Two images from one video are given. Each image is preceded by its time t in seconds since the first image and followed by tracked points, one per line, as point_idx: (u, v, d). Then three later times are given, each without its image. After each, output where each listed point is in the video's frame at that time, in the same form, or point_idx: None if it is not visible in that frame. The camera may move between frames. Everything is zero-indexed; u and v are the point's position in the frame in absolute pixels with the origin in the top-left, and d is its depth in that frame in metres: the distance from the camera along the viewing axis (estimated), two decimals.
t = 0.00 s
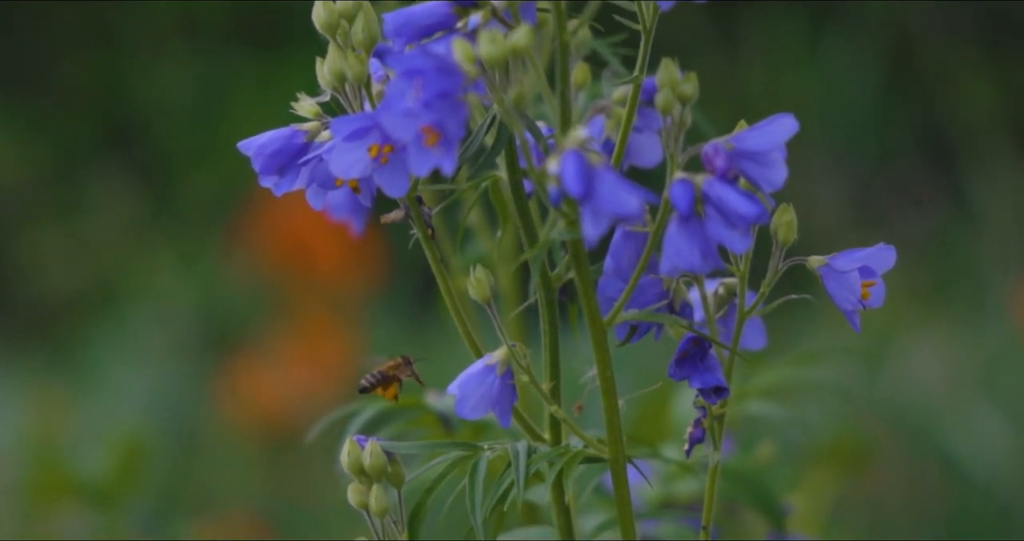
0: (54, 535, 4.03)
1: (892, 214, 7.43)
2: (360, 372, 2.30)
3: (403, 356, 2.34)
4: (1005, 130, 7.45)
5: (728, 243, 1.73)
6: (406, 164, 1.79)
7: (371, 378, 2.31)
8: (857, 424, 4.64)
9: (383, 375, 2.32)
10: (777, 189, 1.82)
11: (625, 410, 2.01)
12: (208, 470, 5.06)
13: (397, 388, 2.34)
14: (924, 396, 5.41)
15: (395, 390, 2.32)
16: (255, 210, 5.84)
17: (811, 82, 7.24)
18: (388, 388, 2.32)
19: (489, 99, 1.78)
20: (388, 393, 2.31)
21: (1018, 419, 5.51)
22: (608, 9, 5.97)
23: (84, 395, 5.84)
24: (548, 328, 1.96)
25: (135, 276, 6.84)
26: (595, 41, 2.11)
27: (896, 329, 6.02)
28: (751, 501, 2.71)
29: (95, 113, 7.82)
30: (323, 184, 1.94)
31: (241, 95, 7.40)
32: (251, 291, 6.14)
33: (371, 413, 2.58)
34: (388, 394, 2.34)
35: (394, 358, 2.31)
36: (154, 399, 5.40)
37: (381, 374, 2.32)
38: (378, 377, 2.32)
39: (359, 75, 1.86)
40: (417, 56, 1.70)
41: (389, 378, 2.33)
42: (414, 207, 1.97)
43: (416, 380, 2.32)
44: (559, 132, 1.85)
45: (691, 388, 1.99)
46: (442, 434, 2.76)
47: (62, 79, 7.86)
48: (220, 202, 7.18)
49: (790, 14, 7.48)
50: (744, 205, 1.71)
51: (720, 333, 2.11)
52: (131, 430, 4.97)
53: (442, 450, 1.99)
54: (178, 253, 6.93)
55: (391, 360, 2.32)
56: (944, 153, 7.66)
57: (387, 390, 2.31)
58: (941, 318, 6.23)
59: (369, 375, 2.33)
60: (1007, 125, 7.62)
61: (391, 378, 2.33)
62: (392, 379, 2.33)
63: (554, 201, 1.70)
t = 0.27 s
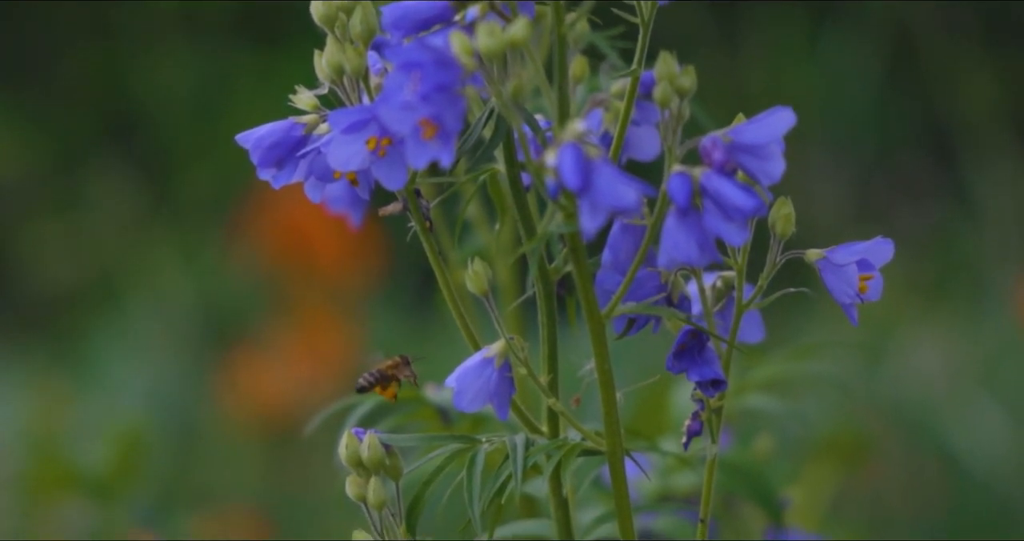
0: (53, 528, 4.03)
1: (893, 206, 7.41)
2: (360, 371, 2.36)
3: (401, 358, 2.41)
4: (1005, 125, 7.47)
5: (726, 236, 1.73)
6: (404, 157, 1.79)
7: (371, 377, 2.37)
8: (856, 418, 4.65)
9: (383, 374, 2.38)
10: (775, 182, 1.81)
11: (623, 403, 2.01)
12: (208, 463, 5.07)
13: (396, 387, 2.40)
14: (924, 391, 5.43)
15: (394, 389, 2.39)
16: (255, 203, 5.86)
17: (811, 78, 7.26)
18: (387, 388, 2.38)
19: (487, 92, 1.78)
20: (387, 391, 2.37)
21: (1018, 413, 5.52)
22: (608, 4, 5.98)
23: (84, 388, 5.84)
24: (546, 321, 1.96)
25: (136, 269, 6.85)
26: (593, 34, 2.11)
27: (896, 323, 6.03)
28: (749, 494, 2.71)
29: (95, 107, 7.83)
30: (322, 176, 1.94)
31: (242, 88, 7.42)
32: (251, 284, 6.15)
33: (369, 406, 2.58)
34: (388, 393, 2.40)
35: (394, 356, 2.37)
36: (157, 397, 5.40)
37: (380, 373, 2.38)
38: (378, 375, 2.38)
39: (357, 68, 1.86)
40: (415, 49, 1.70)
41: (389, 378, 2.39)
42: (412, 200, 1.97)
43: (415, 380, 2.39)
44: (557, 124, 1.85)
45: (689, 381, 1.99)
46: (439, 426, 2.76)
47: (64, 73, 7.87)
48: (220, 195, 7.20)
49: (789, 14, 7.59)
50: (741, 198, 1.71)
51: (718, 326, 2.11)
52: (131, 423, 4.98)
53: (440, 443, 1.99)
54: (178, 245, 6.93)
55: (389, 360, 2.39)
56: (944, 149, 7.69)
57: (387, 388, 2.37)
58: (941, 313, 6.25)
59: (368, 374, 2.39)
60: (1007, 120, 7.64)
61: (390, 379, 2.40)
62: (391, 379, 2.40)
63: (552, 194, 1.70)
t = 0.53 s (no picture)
0: (53, 521, 4.02)
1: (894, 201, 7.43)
2: (365, 373, 2.34)
3: (406, 361, 2.40)
4: (1007, 121, 7.47)
5: (725, 230, 1.72)
6: (403, 151, 1.79)
7: (376, 379, 2.36)
8: (858, 414, 4.65)
9: (388, 376, 2.36)
10: (774, 175, 1.81)
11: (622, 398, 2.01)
12: (209, 456, 5.07)
13: (400, 389, 2.39)
14: (926, 388, 5.43)
15: (399, 392, 2.37)
16: (257, 199, 5.86)
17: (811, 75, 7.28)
18: (393, 390, 2.36)
19: (486, 86, 1.78)
20: (393, 394, 2.36)
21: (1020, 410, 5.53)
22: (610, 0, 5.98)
23: (85, 383, 5.84)
24: (545, 316, 1.96)
25: (137, 264, 6.85)
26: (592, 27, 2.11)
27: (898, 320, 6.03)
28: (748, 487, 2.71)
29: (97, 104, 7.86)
30: (322, 170, 1.94)
31: (244, 84, 7.43)
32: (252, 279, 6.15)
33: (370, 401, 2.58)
34: (394, 395, 2.38)
35: (399, 358, 2.36)
36: (158, 396, 5.39)
37: (385, 375, 2.37)
38: (383, 378, 2.36)
39: (356, 62, 1.86)
40: (414, 43, 1.70)
41: (393, 380, 2.37)
42: (411, 194, 1.96)
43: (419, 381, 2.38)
44: (556, 119, 1.85)
45: (688, 375, 1.99)
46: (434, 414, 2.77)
47: (66, 70, 7.89)
48: (221, 190, 7.20)
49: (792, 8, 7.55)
50: (740, 192, 1.71)
51: (717, 320, 2.11)
52: (131, 418, 4.98)
53: (439, 437, 1.99)
54: (179, 240, 6.93)
55: (394, 363, 2.37)
56: (946, 145, 7.70)
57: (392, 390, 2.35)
58: (943, 309, 6.25)
59: (373, 376, 2.37)
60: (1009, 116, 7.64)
61: (395, 381, 2.38)
62: (395, 382, 2.38)
63: (551, 188, 1.70)
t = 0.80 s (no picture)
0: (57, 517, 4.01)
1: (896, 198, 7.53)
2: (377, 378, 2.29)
3: (418, 363, 2.35)
4: (1011, 115, 7.47)
5: (725, 224, 1.72)
6: (404, 145, 1.79)
7: (386, 384, 2.30)
8: (860, 408, 4.65)
9: (398, 380, 2.31)
10: (775, 170, 1.82)
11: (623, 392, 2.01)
12: (212, 448, 5.07)
13: (412, 393, 2.33)
14: (930, 383, 5.44)
15: (411, 396, 2.31)
16: (260, 194, 5.86)
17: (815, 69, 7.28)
18: (405, 394, 2.31)
19: (487, 80, 1.78)
20: (404, 398, 2.30)
21: None
22: None
23: (89, 378, 5.85)
24: (546, 309, 1.97)
25: (141, 259, 6.85)
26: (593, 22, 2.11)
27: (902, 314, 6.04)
28: (750, 482, 2.72)
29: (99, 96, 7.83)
30: (323, 164, 1.94)
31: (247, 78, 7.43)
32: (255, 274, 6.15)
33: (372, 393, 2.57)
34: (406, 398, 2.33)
35: (410, 361, 2.30)
36: (161, 389, 5.39)
37: (397, 377, 2.31)
38: (394, 382, 2.30)
39: (357, 56, 1.86)
40: (415, 36, 1.70)
41: (405, 383, 2.32)
42: (413, 188, 1.97)
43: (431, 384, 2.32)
44: (557, 113, 1.85)
45: (689, 369, 1.99)
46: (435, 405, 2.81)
47: (67, 63, 7.85)
48: (224, 185, 7.20)
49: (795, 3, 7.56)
50: (741, 186, 1.71)
51: (718, 314, 2.11)
52: (133, 412, 4.98)
53: (439, 432, 1.99)
54: (182, 236, 6.93)
55: (406, 365, 2.32)
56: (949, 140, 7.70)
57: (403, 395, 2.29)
58: (947, 303, 6.25)
59: (384, 379, 2.31)
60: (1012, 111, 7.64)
61: (407, 384, 2.33)
62: (408, 386, 2.33)
63: (552, 181, 1.70)
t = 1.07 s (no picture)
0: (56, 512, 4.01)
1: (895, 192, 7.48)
2: (379, 376, 2.26)
3: (419, 361, 2.32)
4: (1010, 112, 7.47)
5: (723, 218, 1.72)
6: (402, 140, 1.79)
7: (389, 382, 2.27)
8: (858, 404, 4.65)
9: (401, 379, 2.28)
10: (772, 164, 1.82)
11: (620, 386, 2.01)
12: (212, 447, 5.07)
13: (413, 391, 2.30)
14: (930, 379, 5.44)
15: (414, 395, 2.28)
16: (260, 190, 5.86)
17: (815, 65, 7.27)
18: (407, 394, 2.28)
19: (484, 74, 1.78)
20: (407, 397, 2.27)
21: None
22: None
23: (88, 374, 5.85)
24: (543, 304, 1.97)
25: (140, 255, 6.85)
26: (591, 17, 2.11)
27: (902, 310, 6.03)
28: (748, 477, 2.71)
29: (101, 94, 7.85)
30: (320, 158, 1.95)
31: (246, 73, 7.42)
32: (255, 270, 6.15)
33: (368, 386, 2.56)
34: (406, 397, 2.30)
35: (414, 358, 2.27)
36: (160, 386, 5.40)
37: (399, 376, 2.28)
38: (397, 380, 2.27)
39: (354, 50, 1.86)
40: (413, 31, 1.70)
41: (407, 381, 2.29)
42: (410, 182, 1.96)
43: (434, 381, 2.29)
44: (554, 107, 1.84)
45: (686, 363, 1.99)
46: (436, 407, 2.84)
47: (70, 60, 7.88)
48: (224, 181, 7.20)
49: None
50: (739, 180, 1.71)
51: (716, 309, 2.11)
52: (132, 410, 4.98)
53: (437, 426, 1.99)
54: (181, 231, 6.93)
55: (407, 362, 2.29)
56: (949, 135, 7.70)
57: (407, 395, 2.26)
58: (946, 299, 6.25)
59: (386, 378, 2.28)
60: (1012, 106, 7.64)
61: (408, 382, 2.30)
62: (409, 384, 2.30)
63: (549, 176, 1.69)
